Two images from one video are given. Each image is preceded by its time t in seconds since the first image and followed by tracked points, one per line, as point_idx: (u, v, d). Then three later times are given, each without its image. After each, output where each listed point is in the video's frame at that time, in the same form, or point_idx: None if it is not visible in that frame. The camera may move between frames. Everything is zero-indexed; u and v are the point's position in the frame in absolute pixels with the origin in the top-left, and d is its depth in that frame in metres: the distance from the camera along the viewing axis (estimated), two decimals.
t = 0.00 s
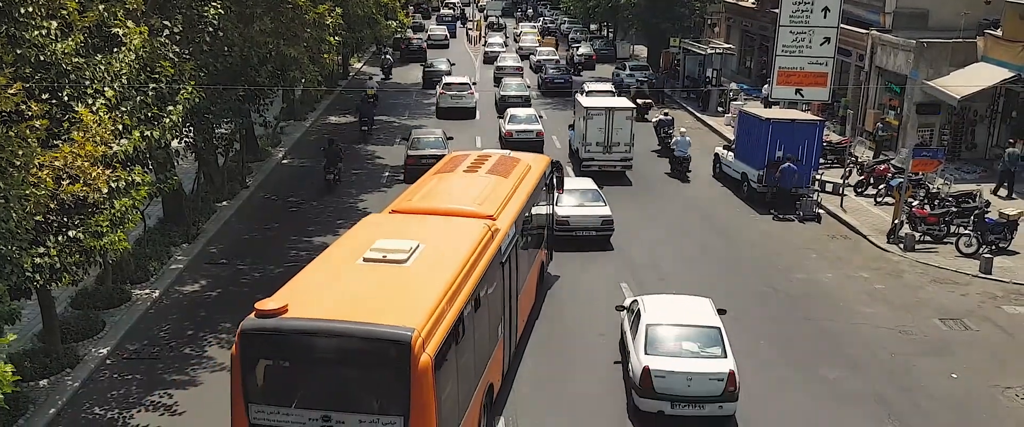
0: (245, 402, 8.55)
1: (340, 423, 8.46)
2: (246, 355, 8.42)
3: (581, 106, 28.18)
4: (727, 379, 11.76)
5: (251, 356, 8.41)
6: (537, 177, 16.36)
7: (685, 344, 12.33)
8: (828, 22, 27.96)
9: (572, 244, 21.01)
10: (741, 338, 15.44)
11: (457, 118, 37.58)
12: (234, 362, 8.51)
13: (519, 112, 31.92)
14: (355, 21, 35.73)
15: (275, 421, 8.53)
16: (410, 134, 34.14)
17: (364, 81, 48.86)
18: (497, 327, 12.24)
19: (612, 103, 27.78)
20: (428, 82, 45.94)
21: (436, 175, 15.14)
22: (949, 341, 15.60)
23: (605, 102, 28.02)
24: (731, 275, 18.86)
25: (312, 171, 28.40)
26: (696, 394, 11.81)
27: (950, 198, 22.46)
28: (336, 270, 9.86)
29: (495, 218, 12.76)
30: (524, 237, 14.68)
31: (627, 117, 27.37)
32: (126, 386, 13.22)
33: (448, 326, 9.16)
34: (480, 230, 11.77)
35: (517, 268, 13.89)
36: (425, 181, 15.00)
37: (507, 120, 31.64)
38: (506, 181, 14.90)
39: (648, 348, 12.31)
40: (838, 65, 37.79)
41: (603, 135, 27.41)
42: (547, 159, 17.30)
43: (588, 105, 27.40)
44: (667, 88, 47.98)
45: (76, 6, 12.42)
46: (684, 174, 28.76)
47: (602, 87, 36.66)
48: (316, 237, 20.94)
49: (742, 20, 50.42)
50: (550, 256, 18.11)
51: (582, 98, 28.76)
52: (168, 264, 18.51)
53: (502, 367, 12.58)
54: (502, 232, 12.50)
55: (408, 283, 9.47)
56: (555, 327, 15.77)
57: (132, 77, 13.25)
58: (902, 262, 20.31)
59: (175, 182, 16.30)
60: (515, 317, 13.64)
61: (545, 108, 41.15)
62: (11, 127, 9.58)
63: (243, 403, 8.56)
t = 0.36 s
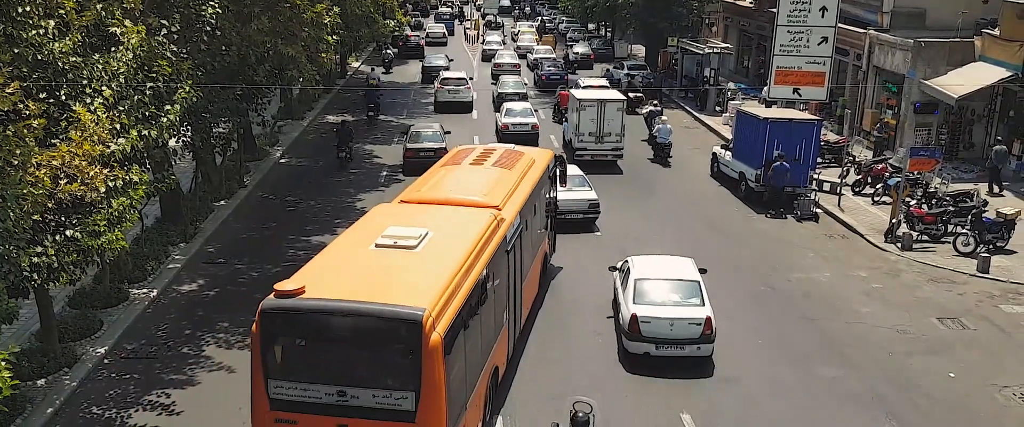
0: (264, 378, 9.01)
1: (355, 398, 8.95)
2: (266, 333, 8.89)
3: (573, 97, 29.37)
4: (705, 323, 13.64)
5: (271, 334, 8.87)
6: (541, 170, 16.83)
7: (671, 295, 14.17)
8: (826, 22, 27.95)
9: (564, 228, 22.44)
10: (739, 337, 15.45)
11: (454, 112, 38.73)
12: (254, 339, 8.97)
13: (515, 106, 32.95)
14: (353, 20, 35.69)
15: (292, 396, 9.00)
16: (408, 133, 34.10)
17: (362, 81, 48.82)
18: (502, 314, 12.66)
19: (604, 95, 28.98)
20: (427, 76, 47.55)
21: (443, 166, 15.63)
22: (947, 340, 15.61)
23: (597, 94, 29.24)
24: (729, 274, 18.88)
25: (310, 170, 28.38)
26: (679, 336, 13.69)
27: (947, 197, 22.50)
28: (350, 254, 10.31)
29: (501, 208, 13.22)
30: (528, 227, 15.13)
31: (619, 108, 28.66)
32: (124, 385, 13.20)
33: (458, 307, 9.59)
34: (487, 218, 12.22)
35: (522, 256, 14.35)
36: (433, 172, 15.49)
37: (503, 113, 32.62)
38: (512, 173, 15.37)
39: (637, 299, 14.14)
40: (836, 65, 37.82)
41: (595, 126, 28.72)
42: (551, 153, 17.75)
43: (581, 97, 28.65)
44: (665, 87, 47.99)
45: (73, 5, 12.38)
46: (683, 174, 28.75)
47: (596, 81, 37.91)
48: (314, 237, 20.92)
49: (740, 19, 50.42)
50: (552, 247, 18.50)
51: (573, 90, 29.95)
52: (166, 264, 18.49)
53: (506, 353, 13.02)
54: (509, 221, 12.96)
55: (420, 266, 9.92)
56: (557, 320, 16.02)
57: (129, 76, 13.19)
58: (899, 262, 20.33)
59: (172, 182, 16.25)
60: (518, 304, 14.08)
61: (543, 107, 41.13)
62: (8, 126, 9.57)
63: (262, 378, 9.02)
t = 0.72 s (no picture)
0: (284, 353, 9.81)
1: (369, 373, 9.71)
2: (285, 311, 9.68)
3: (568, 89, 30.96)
4: (687, 280, 15.67)
5: (290, 312, 9.67)
6: (545, 163, 17.45)
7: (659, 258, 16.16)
8: (825, 21, 27.95)
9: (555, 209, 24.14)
10: (737, 336, 15.45)
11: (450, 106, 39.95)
12: (274, 317, 9.78)
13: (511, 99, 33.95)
14: (351, 18, 35.65)
15: (310, 371, 9.79)
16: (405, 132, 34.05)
17: (359, 79, 48.75)
18: (506, 299, 13.33)
19: (597, 87, 30.60)
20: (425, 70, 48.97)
21: (451, 159, 16.31)
22: (945, 339, 15.64)
23: (590, 86, 30.88)
24: (727, 273, 18.90)
25: (308, 168, 28.38)
26: (664, 292, 15.71)
27: (945, 196, 22.55)
28: (364, 239, 11.01)
29: (506, 199, 13.88)
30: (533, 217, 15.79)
31: (611, 99, 30.31)
32: (121, 384, 13.20)
33: (464, 290, 10.28)
34: (492, 209, 12.88)
35: (526, 246, 15.02)
36: (440, 164, 16.18)
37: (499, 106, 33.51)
38: (516, 166, 16.02)
39: (628, 261, 16.11)
40: (834, 64, 37.85)
41: (588, 117, 30.39)
42: (555, 145, 18.33)
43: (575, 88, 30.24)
44: (663, 86, 47.99)
45: (70, 3, 12.37)
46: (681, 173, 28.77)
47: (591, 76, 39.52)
48: (312, 235, 20.92)
49: (738, 18, 50.42)
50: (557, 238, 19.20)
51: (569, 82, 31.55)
52: (163, 262, 18.48)
53: (511, 336, 13.72)
54: (512, 211, 13.62)
55: (428, 252, 10.61)
56: (559, 310, 16.49)
57: (127, 74, 13.18)
58: (897, 260, 20.35)
59: (170, 180, 16.22)
60: (522, 292, 14.75)
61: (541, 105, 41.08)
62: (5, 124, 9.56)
63: (282, 354, 9.82)
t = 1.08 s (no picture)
0: (300, 334, 10.06)
1: (382, 352, 9.96)
2: (301, 293, 9.97)
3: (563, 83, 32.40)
4: (676, 249, 17.60)
5: (306, 293, 9.94)
6: (550, 156, 17.78)
7: (651, 228, 18.08)
8: (824, 20, 28.01)
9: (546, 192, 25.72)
10: (737, 335, 15.42)
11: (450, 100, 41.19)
12: (290, 298, 10.05)
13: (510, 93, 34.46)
14: (351, 17, 35.63)
15: (325, 350, 10.04)
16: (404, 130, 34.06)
17: (359, 77, 48.73)
18: (512, 287, 13.64)
19: (591, 81, 32.06)
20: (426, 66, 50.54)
21: (457, 151, 16.65)
22: (944, 338, 15.63)
23: (585, 79, 32.38)
24: (726, 272, 18.90)
25: (307, 167, 28.36)
26: (654, 258, 17.60)
27: (944, 195, 22.56)
28: (376, 226, 11.35)
29: (513, 189, 14.20)
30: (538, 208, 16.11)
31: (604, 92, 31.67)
32: (120, 382, 13.18)
33: (472, 274, 10.62)
34: (499, 198, 13.22)
35: (532, 235, 15.37)
36: (447, 155, 16.52)
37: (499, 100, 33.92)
38: (521, 157, 16.35)
39: (621, 231, 18.00)
40: (834, 63, 37.87)
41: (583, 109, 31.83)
42: (560, 138, 18.66)
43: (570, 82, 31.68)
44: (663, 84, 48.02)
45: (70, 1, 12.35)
46: (681, 172, 28.77)
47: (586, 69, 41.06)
48: (311, 234, 20.91)
49: (738, 17, 50.44)
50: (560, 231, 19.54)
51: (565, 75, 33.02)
52: (162, 260, 18.46)
53: (517, 322, 14.07)
54: (519, 201, 13.95)
55: (437, 238, 10.93)
56: (563, 303, 16.71)
57: (127, 72, 13.16)
58: (896, 260, 20.35)
59: (170, 178, 16.19)
60: (528, 280, 15.06)
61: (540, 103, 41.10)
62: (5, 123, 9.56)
63: (298, 335, 10.06)
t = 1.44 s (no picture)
0: (319, 310, 10.55)
1: (397, 327, 10.44)
2: (321, 271, 10.47)
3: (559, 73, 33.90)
4: (666, 216, 19.56)
5: (327, 271, 10.45)
6: (557, 145, 18.25)
7: (642, 197, 20.07)
8: (826, 15, 27.95)
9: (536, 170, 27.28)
10: (737, 330, 15.43)
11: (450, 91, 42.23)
12: (310, 276, 10.54)
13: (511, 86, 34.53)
14: (352, 12, 35.61)
15: (344, 326, 10.52)
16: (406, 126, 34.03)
17: (360, 73, 48.68)
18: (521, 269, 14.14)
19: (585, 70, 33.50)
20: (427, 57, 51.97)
21: (467, 140, 17.14)
22: (945, 333, 15.63)
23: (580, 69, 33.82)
24: (726, 267, 18.89)
25: (309, 162, 28.38)
26: (647, 224, 19.58)
27: (946, 190, 22.52)
28: (391, 209, 11.85)
29: (521, 176, 14.69)
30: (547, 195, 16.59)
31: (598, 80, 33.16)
32: (122, 377, 13.22)
33: (482, 255, 11.12)
34: (508, 183, 13.72)
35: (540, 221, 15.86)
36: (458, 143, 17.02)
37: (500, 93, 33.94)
38: (529, 146, 16.82)
39: (615, 201, 20.00)
40: (836, 58, 37.81)
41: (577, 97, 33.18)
42: (566, 128, 19.11)
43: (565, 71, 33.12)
44: (664, 80, 47.96)
45: None
46: (682, 167, 28.76)
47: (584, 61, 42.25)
48: (313, 229, 20.93)
49: (740, 12, 50.36)
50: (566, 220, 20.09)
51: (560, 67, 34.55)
52: (164, 256, 18.50)
53: (525, 304, 14.56)
54: (527, 187, 14.44)
55: (449, 221, 11.43)
56: (566, 293, 17.03)
57: (128, 68, 13.15)
58: (898, 255, 20.34)
59: (171, 173, 16.19)
60: (536, 263, 15.54)
61: (541, 98, 41.06)
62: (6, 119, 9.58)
63: (318, 311, 10.55)
